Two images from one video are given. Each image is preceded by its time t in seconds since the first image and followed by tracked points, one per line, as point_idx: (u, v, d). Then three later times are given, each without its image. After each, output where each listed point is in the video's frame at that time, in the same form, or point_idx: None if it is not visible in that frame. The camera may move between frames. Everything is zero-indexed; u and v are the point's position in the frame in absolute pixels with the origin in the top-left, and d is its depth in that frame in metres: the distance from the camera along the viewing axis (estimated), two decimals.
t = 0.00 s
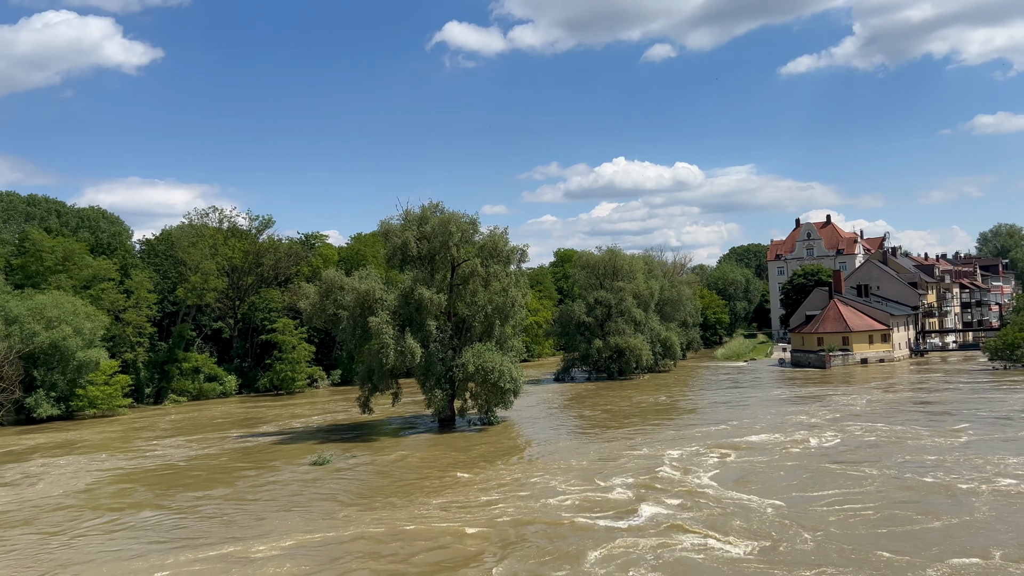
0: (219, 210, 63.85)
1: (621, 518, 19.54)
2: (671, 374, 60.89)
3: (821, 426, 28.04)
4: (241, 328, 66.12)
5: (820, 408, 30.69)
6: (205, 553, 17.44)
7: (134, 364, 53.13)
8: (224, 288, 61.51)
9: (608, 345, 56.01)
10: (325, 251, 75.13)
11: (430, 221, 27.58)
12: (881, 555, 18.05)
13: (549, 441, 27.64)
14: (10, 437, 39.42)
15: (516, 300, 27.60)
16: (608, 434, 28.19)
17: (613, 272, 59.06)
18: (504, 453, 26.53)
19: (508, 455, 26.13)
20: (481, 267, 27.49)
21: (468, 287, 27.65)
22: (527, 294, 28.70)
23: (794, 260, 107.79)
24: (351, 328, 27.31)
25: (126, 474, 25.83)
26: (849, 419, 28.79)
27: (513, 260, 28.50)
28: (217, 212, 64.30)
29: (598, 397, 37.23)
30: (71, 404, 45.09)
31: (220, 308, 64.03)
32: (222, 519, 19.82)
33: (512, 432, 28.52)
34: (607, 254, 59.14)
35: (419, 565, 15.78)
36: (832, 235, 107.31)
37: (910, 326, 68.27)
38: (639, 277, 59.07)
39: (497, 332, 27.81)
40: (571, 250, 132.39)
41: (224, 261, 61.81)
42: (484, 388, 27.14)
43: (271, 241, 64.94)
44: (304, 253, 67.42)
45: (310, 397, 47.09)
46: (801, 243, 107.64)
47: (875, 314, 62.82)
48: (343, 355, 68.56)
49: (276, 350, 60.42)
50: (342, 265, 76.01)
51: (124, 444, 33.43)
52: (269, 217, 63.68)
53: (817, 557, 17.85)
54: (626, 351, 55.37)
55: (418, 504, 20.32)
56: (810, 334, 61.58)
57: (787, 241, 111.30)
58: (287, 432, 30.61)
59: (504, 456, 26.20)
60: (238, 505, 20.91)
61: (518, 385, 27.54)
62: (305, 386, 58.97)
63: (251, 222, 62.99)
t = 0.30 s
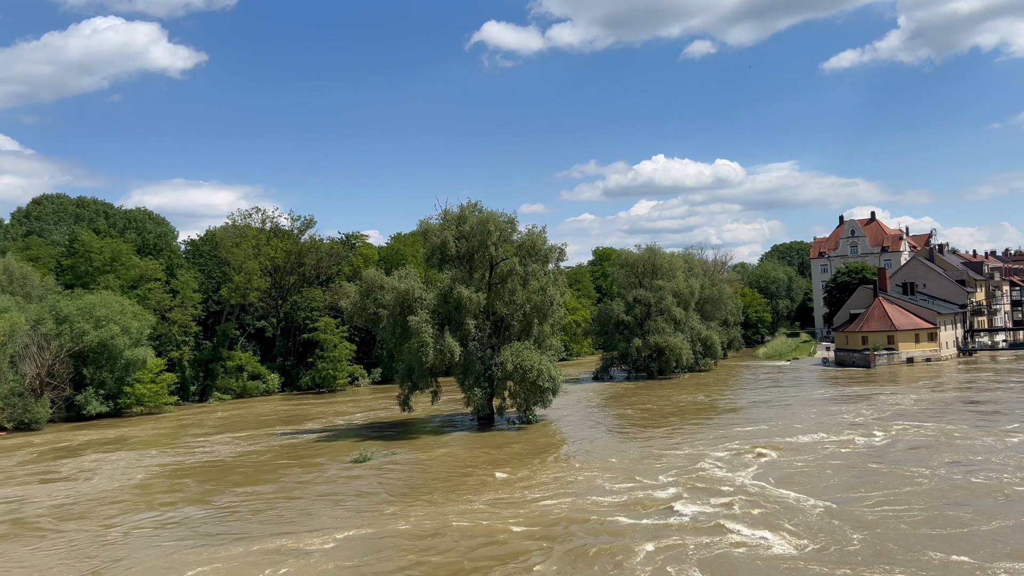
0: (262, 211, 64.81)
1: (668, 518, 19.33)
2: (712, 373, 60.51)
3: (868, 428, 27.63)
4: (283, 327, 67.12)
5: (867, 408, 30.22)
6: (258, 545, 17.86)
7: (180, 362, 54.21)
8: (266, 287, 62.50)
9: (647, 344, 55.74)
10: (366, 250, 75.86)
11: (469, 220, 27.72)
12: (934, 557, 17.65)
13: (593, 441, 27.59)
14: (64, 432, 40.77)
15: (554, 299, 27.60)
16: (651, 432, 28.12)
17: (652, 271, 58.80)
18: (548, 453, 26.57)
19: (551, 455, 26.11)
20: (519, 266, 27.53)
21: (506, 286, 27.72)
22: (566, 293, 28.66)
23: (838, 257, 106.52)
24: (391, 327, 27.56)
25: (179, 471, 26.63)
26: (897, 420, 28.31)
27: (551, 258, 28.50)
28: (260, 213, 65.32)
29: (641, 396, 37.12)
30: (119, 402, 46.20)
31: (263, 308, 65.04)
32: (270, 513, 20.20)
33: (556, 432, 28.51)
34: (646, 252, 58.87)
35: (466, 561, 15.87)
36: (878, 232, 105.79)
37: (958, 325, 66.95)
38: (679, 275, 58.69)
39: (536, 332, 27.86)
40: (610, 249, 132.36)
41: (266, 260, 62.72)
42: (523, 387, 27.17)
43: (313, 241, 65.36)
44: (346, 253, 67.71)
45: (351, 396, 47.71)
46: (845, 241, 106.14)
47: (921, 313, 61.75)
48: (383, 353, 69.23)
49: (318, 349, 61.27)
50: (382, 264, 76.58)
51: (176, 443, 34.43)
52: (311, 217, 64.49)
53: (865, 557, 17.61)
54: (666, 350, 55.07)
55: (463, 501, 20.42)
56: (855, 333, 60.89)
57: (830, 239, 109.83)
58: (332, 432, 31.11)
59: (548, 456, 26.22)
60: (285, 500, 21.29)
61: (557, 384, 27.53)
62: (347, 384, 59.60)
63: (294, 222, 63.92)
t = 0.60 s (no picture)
0: (294, 211, 65.41)
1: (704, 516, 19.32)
2: (743, 373, 60.11)
3: (905, 431, 27.33)
4: (315, 326, 67.77)
5: (905, 409, 29.84)
6: (299, 539, 18.16)
7: (214, 361, 54.98)
8: (298, 287, 63.17)
9: (678, 343, 55.53)
10: (396, 250, 76.21)
11: (498, 220, 27.79)
12: (974, 555, 17.61)
13: (627, 441, 27.55)
14: (104, 429, 41.71)
15: (583, 298, 27.55)
16: (686, 432, 28.02)
17: (682, 271, 58.51)
18: (582, 454, 26.56)
19: (585, 456, 26.11)
20: (548, 266, 27.53)
21: (535, 286, 27.73)
22: (595, 292, 28.59)
23: (872, 256, 105.12)
24: (421, 326, 27.73)
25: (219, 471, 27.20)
26: (937, 422, 27.86)
27: (580, 258, 28.45)
28: (292, 213, 65.96)
29: (675, 397, 36.97)
30: (155, 400, 47.02)
31: (294, 306, 65.98)
32: (309, 508, 20.56)
33: (589, 432, 28.52)
34: (677, 251, 58.58)
35: (506, 556, 15.96)
36: (913, 230, 104.21)
37: (995, 324, 65.70)
38: (710, 274, 58.24)
39: (565, 331, 27.85)
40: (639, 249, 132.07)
41: (298, 260, 63.32)
42: (552, 387, 27.22)
43: (343, 241, 66.02)
44: (376, 252, 68.24)
45: (383, 395, 48.12)
46: (879, 240, 104.75)
47: (956, 312, 60.79)
48: (414, 352, 69.57)
49: (349, 348, 61.73)
50: (412, 264, 76.88)
51: (215, 441, 35.13)
52: (341, 217, 64.99)
53: (906, 556, 17.45)
54: (697, 350, 54.79)
55: (500, 498, 20.56)
56: (889, 333, 60.20)
57: (864, 237, 108.44)
58: (367, 433, 31.47)
59: (581, 457, 26.24)
60: (324, 496, 21.64)
61: (587, 383, 27.52)
62: (377, 383, 59.99)
63: (325, 222, 64.62)
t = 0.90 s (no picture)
0: (308, 212, 65.64)
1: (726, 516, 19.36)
2: (757, 374, 59.94)
3: (923, 434, 27.21)
4: (328, 327, 67.96)
5: (923, 411, 29.65)
6: (318, 537, 18.34)
7: (228, 361, 55.22)
8: (312, 287, 63.41)
9: (692, 344, 55.40)
10: (410, 250, 76.36)
11: (511, 220, 27.83)
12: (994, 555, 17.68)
13: (643, 443, 27.51)
14: (121, 428, 42.09)
15: (596, 299, 27.50)
16: (702, 434, 27.99)
17: (696, 272, 58.27)
18: (597, 458, 26.53)
19: (602, 463, 26.05)
20: (561, 266, 27.53)
21: (548, 286, 27.75)
22: (608, 292, 28.55)
23: (888, 257, 104.51)
24: (434, 327, 27.78)
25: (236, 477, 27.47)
26: (952, 424, 27.76)
27: (593, 258, 28.42)
28: (306, 214, 66.21)
29: (690, 399, 36.93)
30: (170, 399, 47.31)
31: (308, 307, 66.28)
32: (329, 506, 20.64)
33: (606, 433, 28.49)
34: (691, 252, 58.35)
35: (525, 555, 15.98)
36: (929, 231, 103.55)
37: (1013, 326, 65.06)
38: (724, 275, 57.98)
39: (578, 332, 27.82)
40: (653, 249, 131.82)
41: (312, 260, 63.56)
42: (565, 388, 27.22)
43: (357, 242, 66.56)
44: (390, 253, 68.57)
45: (397, 394, 48.24)
46: (895, 240, 104.12)
47: (973, 313, 60.28)
48: (427, 353, 69.61)
49: (362, 348, 61.84)
50: (426, 265, 76.99)
51: (232, 440, 35.43)
52: (354, 218, 65.20)
53: (920, 555, 17.46)
54: (711, 351, 54.67)
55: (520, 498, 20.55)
56: (904, 334, 59.81)
57: (879, 238, 107.73)
58: (383, 433, 31.64)
59: (598, 461, 26.20)
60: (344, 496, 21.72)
61: (600, 384, 27.49)
62: (390, 383, 60.12)
63: (338, 223, 64.88)
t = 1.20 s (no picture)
0: (301, 214, 65.55)
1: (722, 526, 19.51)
2: (750, 377, 60.12)
3: (915, 436, 27.41)
4: (321, 329, 67.73)
5: (915, 413, 29.83)
6: (315, 548, 18.60)
7: (220, 363, 55.00)
8: (305, 289, 63.27)
9: (685, 347, 55.50)
10: (403, 252, 76.24)
11: (504, 223, 27.81)
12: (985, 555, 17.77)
13: (637, 444, 27.65)
14: (113, 430, 41.94)
15: (590, 302, 27.49)
16: (695, 434, 28.12)
17: (689, 274, 58.31)
18: (591, 460, 26.56)
19: (597, 464, 26.11)
20: (555, 269, 27.51)
21: (541, 289, 27.73)
22: (602, 295, 28.52)
23: (880, 260, 104.82)
24: (427, 329, 27.73)
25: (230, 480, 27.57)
26: (940, 426, 28.06)
27: (587, 261, 28.43)
28: (298, 216, 66.08)
29: (683, 402, 37.00)
30: (161, 401, 47.09)
31: (301, 309, 66.15)
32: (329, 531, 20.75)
33: (599, 433, 28.61)
34: (684, 255, 58.42)
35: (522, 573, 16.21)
36: (921, 234, 103.94)
37: (1004, 329, 65.29)
38: (717, 278, 58.07)
39: (571, 334, 27.79)
40: (646, 252, 132.00)
41: (305, 263, 63.44)
42: (558, 390, 27.23)
43: (350, 244, 66.58)
44: (383, 255, 68.55)
45: (390, 396, 48.24)
46: (887, 243, 104.44)
47: (965, 317, 60.49)
48: (420, 355, 69.54)
49: (355, 350, 61.70)
50: (420, 267, 77.01)
51: (227, 441, 35.38)
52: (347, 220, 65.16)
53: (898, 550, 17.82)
54: (704, 354, 54.80)
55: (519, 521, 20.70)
56: (896, 337, 59.99)
57: (872, 242, 108.10)
58: (377, 435, 31.66)
59: (593, 464, 26.27)
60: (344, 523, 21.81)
61: (593, 387, 27.48)
62: (383, 386, 60.07)
63: (332, 224, 64.83)
